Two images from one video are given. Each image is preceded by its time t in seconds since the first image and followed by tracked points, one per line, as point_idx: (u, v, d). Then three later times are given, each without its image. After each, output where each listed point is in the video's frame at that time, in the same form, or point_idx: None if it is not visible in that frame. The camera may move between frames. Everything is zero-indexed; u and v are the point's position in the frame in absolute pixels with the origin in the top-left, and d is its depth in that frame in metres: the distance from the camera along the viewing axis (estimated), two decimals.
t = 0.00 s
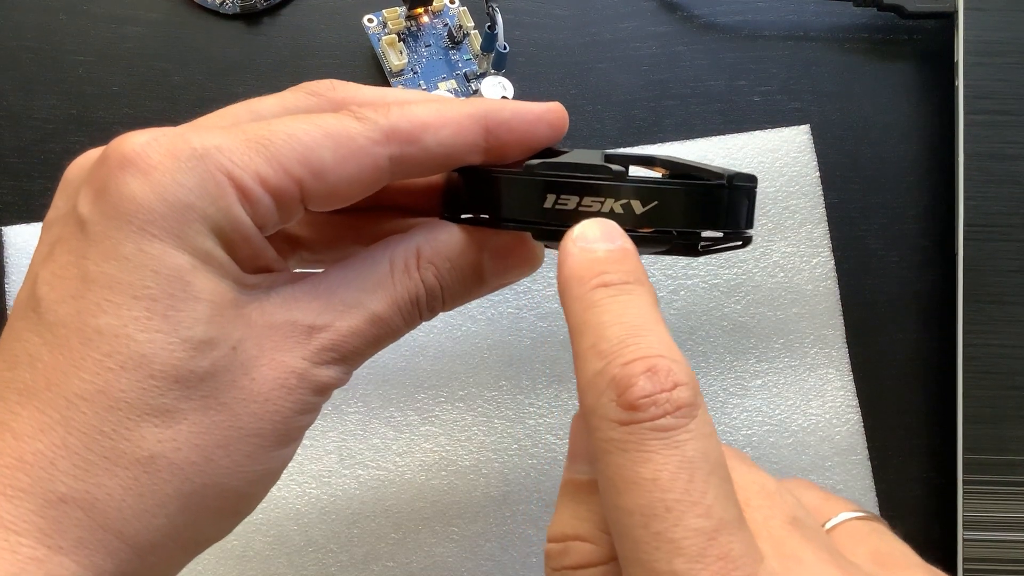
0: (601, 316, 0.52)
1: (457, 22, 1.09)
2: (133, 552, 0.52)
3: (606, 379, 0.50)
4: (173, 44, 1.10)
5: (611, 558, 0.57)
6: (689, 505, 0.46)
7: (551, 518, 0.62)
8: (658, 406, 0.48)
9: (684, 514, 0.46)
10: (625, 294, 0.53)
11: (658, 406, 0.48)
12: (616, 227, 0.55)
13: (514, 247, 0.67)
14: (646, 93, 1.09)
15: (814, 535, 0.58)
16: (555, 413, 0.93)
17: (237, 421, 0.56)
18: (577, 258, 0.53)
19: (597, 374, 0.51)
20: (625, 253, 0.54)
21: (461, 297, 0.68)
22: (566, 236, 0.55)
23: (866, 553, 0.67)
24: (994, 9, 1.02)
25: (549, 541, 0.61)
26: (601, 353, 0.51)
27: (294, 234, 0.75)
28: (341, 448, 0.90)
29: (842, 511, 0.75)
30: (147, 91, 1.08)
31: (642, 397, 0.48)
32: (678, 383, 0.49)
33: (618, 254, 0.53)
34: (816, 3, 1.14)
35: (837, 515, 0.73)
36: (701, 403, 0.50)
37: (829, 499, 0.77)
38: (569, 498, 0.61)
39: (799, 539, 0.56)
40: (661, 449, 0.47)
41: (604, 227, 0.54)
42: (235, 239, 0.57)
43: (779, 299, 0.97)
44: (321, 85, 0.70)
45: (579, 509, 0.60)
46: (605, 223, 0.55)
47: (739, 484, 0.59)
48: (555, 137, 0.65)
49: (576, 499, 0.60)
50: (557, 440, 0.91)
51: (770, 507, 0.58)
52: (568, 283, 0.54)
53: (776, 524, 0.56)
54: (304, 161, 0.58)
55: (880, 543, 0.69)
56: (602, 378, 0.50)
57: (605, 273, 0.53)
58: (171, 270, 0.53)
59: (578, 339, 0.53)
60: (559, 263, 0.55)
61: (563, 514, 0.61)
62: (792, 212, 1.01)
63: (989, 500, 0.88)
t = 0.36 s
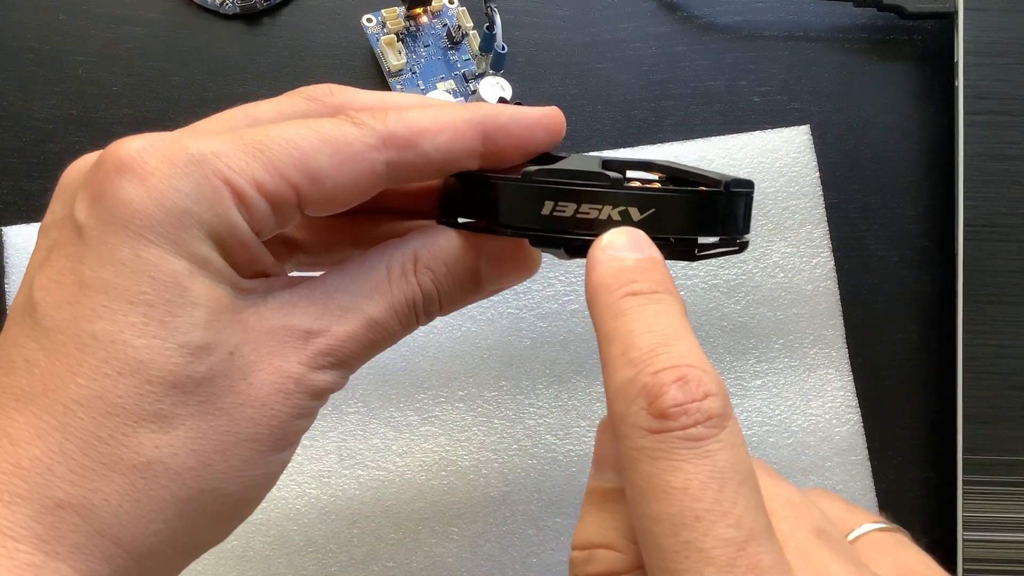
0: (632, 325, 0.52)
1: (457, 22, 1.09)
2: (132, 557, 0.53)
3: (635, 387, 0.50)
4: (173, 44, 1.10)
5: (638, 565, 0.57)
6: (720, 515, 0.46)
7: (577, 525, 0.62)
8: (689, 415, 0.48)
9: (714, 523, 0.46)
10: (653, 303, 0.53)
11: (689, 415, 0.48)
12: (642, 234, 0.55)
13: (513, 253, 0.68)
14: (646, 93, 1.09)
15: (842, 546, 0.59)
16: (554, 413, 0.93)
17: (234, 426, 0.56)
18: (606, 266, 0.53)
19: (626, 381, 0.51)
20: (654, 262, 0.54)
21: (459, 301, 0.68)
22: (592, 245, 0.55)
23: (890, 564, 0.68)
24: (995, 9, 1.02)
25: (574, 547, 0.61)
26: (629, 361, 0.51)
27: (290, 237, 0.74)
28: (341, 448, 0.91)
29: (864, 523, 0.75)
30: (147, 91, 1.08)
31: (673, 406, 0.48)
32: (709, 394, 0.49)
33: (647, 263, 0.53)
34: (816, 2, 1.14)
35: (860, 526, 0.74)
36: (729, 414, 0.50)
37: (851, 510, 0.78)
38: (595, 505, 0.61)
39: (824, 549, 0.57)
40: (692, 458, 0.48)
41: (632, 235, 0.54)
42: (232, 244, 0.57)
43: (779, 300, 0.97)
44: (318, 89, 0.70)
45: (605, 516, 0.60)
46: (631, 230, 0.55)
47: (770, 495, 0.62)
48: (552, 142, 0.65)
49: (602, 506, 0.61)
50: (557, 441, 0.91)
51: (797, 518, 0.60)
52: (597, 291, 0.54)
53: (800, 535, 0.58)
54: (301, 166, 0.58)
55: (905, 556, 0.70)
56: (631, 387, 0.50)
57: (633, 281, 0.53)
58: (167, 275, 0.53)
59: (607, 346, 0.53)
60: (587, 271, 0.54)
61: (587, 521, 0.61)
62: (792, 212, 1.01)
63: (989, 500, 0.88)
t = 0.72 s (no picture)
0: (652, 328, 0.52)
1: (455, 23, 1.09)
2: (128, 560, 0.53)
3: (655, 389, 0.50)
4: (172, 45, 1.10)
5: (654, 568, 0.57)
6: (739, 519, 0.46)
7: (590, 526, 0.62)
8: (710, 418, 0.48)
9: (733, 526, 0.46)
10: (672, 307, 0.53)
11: (710, 418, 0.48)
12: (658, 237, 0.56)
13: (511, 254, 0.68)
14: (646, 93, 1.09)
15: (853, 551, 0.61)
16: (554, 413, 0.93)
17: (231, 429, 0.56)
18: (625, 270, 0.54)
19: (646, 383, 0.51)
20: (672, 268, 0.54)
21: (456, 303, 0.68)
22: (612, 248, 0.56)
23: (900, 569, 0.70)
24: (995, 9, 1.02)
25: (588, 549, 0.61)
26: (649, 363, 0.51)
27: (288, 238, 0.74)
28: (341, 448, 0.91)
29: (874, 530, 0.76)
30: (147, 91, 1.08)
31: (694, 409, 0.48)
32: (730, 398, 0.49)
33: (666, 268, 0.54)
34: (816, 2, 1.14)
35: (870, 533, 0.74)
36: (749, 419, 0.50)
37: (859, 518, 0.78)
38: (608, 506, 0.61)
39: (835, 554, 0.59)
40: (712, 461, 0.48)
41: (652, 240, 0.55)
42: (227, 246, 0.57)
43: (779, 300, 0.97)
44: (314, 91, 0.70)
45: (621, 519, 0.60)
46: (651, 235, 0.55)
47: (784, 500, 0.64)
48: (548, 143, 0.65)
49: (617, 510, 0.61)
50: (556, 440, 0.91)
51: (808, 523, 0.62)
52: (617, 294, 0.54)
53: (813, 540, 0.60)
54: (297, 168, 0.58)
55: (915, 562, 0.71)
56: (652, 389, 0.50)
57: (653, 286, 0.53)
58: (163, 278, 0.53)
59: (626, 349, 0.53)
60: (606, 274, 0.55)
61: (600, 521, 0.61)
62: (792, 212, 1.01)
63: (989, 500, 0.88)
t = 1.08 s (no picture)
0: (623, 326, 0.52)
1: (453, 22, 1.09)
2: (126, 561, 0.53)
3: (627, 387, 0.50)
4: (172, 44, 1.10)
5: (638, 565, 0.57)
6: (713, 514, 0.46)
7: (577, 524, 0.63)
8: (681, 414, 0.48)
9: (707, 523, 0.46)
10: (645, 304, 0.53)
11: (681, 414, 0.48)
12: (640, 239, 0.56)
13: (509, 255, 0.68)
14: (646, 93, 1.09)
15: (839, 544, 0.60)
16: (554, 413, 0.93)
17: (229, 430, 0.56)
18: (599, 269, 0.54)
19: (618, 382, 0.51)
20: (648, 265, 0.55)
21: (453, 304, 0.68)
22: (590, 247, 0.56)
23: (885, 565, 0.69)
24: (994, 9, 1.02)
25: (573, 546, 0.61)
26: (623, 361, 0.51)
27: (286, 238, 0.74)
28: (341, 448, 0.91)
29: (860, 524, 0.76)
30: (147, 91, 1.08)
31: (665, 405, 0.48)
32: (700, 392, 0.49)
33: (640, 265, 0.54)
34: (816, 2, 1.14)
35: (855, 527, 0.75)
36: (723, 412, 0.50)
37: (847, 513, 0.79)
38: (594, 504, 0.62)
39: (819, 548, 0.59)
40: (685, 458, 0.48)
41: (628, 238, 0.55)
42: (226, 247, 0.57)
43: (778, 300, 0.97)
44: (312, 92, 0.70)
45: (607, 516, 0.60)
46: (630, 234, 0.55)
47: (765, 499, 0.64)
48: (545, 144, 0.65)
49: (602, 507, 0.61)
50: (557, 441, 0.91)
51: (792, 518, 0.62)
52: (591, 293, 0.54)
53: (795, 534, 0.60)
54: (295, 169, 0.58)
55: (901, 556, 0.72)
56: (623, 387, 0.51)
57: (626, 283, 0.53)
58: (161, 279, 0.53)
59: (600, 348, 0.53)
60: (582, 274, 0.55)
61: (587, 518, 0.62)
62: (792, 212, 1.01)
63: (988, 500, 0.88)
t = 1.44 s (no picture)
0: (563, 328, 0.51)
1: (452, 22, 1.09)
2: (127, 562, 0.53)
3: (569, 390, 0.49)
4: (173, 44, 1.10)
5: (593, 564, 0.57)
6: (656, 512, 0.46)
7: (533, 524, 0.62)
8: (622, 414, 0.47)
9: (650, 521, 0.46)
10: (590, 303, 0.52)
11: (621, 414, 0.48)
12: (586, 241, 0.55)
13: (508, 257, 0.68)
14: (646, 93, 1.09)
15: (790, 541, 0.59)
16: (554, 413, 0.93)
17: (230, 431, 0.56)
18: (545, 270, 0.53)
19: (560, 384, 0.50)
20: (594, 264, 0.54)
21: (452, 306, 0.68)
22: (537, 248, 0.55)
23: (842, 557, 0.66)
24: (995, 9, 1.02)
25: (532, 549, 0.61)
26: (564, 364, 0.50)
27: (287, 240, 0.74)
28: (341, 448, 0.91)
29: (820, 516, 0.73)
30: (147, 90, 1.08)
31: (606, 406, 0.48)
32: (641, 390, 0.48)
33: (584, 265, 0.53)
34: (816, 2, 1.14)
35: (814, 519, 0.72)
36: (665, 407, 0.49)
37: (808, 503, 0.75)
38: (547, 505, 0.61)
39: (774, 544, 0.56)
40: (626, 457, 0.47)
41: (575, 239, 0.54)
42: (228, 249, 0.57)
43: (779, 300, 0.97)
44: (313, 94, 0.70)
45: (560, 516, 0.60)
46: (576, 234, 0.55)
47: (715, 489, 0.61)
48: (546, 147, 0.65)
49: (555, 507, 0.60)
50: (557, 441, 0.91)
51: (747, 511, 0.60)
52: (535, 294, 0.53)
53: (749, 526, 0.57)
54: (297, 171, 0.58)
55: (859, 548, 0.68)
56: (564, 391, 0.50)
57: (570, 284, 0.52)
58: (163, 280, 0.53)
59: (543, 351, 0.52)
60: (528, 275, 0.54)
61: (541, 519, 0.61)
62: (792, 212, 1.01)
63: (987, 500, 0.88)
